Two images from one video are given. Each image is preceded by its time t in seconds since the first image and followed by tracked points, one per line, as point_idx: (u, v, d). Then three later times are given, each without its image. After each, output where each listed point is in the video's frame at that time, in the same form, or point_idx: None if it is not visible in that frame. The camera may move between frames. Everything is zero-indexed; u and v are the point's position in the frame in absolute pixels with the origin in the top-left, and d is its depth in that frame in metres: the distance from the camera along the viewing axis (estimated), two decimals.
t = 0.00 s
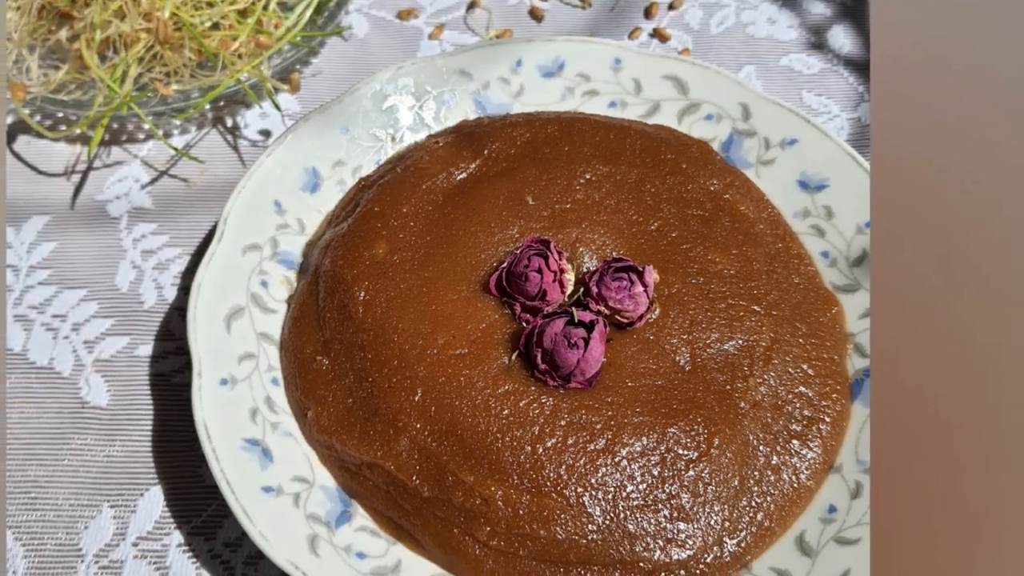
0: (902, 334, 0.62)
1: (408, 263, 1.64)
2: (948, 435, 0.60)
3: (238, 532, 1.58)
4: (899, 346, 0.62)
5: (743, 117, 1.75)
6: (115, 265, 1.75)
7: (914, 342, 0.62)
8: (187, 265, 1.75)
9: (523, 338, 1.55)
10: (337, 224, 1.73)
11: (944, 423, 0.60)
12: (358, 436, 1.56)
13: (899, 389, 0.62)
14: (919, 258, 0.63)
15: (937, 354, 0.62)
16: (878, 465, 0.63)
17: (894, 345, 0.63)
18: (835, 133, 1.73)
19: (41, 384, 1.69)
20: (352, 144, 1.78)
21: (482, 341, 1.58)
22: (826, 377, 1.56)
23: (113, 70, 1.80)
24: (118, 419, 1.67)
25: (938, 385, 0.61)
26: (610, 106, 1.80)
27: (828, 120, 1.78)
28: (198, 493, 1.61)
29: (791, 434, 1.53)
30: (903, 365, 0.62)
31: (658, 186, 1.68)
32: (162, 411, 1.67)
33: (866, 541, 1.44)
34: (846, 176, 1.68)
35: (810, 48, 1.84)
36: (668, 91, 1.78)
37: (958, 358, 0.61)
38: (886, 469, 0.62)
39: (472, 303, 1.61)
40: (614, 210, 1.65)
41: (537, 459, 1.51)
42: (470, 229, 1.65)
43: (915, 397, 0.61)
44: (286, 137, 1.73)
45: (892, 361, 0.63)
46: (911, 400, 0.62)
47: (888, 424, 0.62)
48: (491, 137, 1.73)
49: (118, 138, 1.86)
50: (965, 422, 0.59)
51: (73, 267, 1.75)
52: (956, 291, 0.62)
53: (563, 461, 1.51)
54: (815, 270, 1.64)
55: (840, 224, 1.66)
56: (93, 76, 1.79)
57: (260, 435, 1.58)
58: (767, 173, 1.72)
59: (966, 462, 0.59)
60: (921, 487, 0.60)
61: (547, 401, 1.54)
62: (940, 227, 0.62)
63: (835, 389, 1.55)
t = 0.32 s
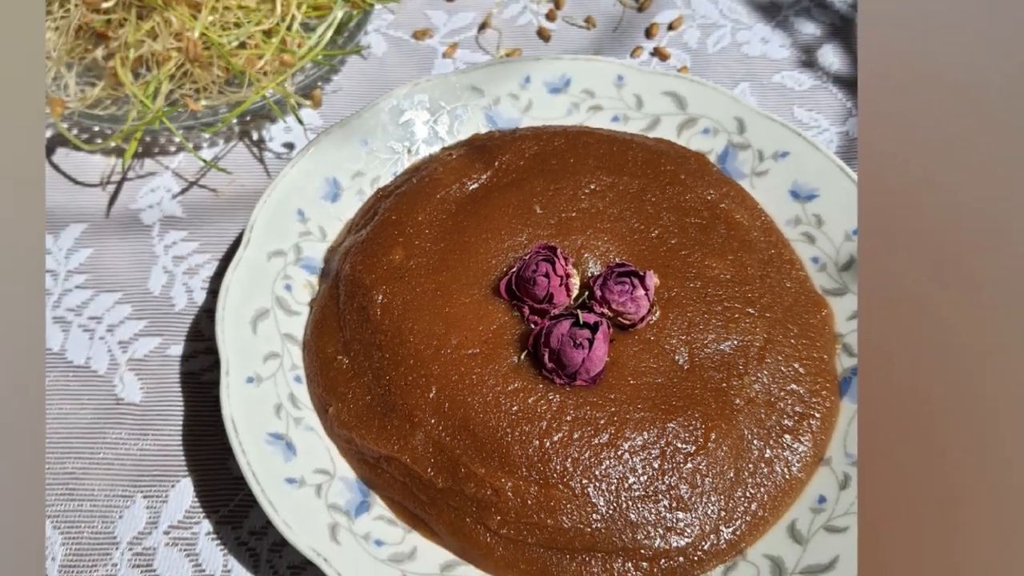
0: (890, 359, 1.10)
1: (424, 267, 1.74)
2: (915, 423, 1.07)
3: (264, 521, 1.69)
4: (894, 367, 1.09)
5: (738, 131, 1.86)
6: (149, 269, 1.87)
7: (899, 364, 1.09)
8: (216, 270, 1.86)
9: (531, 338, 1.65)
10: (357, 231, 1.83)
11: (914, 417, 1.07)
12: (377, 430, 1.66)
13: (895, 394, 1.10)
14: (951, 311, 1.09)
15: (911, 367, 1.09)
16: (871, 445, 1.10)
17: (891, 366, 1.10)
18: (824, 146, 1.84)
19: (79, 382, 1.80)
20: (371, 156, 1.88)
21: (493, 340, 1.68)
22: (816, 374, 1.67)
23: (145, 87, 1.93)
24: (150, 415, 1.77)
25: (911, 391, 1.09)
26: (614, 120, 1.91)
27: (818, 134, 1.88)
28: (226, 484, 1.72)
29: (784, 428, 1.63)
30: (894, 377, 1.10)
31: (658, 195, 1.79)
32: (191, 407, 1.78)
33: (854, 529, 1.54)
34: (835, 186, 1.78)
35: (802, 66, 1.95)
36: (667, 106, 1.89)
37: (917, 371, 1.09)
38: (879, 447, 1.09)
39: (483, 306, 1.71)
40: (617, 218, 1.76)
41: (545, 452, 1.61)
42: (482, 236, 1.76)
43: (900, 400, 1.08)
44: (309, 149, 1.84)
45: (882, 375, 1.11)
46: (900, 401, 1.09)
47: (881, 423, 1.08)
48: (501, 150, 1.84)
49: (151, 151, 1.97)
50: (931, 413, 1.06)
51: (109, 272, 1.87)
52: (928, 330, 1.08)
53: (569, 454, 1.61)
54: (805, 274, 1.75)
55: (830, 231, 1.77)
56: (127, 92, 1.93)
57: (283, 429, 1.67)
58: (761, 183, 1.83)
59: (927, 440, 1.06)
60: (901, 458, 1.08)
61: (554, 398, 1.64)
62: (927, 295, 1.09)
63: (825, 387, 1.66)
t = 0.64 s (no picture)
0: (879, 371, 1.27)
1: (438, 272, 1.84)
2: (906, 437, 1.22)
3: (286, 511, 1.80)
4: (883, 381, 1.26)
5: (734, 143, 1.96)
6: (177, 274, 1.98)
7: (890, 379, 1.26)
8: (240, 275, 1.97)
9: (539, 338, 1.75)
10: (374, 238, 1.94)
11: (905, 432, 1.23)
12: (393, 425, 1.75)
13: (884, 400, 1.25)
14: (942, 321, 1.23)
15: (913, 384, 1.23)
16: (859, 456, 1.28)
17: (880, 380, 1.26)
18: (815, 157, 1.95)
19: (112, 380, 1.91)
20: (387, 166, 1.99)
21: (504, 341, 1.78)
22: (808, 373, 1.77)
23: (174, 102, 2.05)
24: (179, 411, 1.88)
25: (906, 406, 1.23)
26: (616, 133, 2.02)
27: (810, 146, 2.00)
28: (251, 476, 1.83)
29: (777, 423, 1.73)
30: (889, 393, 1.25)
31: (658, 204, 1.90)
32: (218, 403, 1.89)
33: (843, 519, 1.64)
34: (826, 195, 1.89)
35: (794, 82, 2.05)
36: (667, 120, 2.00)
37: (920, 389, 1.23)
38: (870, 455, 1.26)
39: (494, 309, 1.81)
40: (619, 226, 1.87)
41: (552, 446, 1.71)
42: (492, 242, 1.87)
43: (890, 416, 1.24)
44: (329, 160, 1.95)
45: (872, 382, 1.27)
46: (889, 407, 1.24)
47: (872, 430, 1.25)
48: (510, 160, 1.95)
49: (180, 162, 2.09)
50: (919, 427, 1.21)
51: (141, 276, 1.98)
52: (918, 349, 1.23)
53: (574, 448, 1.70)
54: (797, 278, 1.86)
55: (821, 238, 1.88)
56: (157, 107, 2.05)
57: (305, 425, 1.76)
58: (756, 192, 1.94)
59: (916, 452, 1.21)
60: (889, 467, 1.24)
61: (560, 395, 1.73)
62: (918, 316, 1.24)
63: (816, 385, 1.76)
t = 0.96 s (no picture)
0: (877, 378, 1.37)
1: (450, 276, 1.95)
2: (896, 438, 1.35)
3: (307, 502, 1.90)
4: (878, 385, 1.37)
5: (730, 154, 2.07)
6: (203, 277, 2.09)
7: (884, 383, 1.36)
8: (263, 279, 2.08)
9: (545, 339, 1.84)
10: (389, 244, 2.04)
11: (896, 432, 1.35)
12: (408, 421, 1.85)
13: (874, 404, 1.37)
14: (929, 330, 1.34)
15: (905, 388, 1.35)
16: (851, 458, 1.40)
17: (876, 384, 1.37)
18: (807, 167, 2.06)
19: (141, 378, 2.02)
20: (402, 176, 2.10)
21: (512, 341, 1.88)
22: (800, 372, 1.87)
23: (200, 115, 2.17)
24: (205, 407, 1.99)
25: (899, 410, 1.34)
26: (619, 145, 2.13)
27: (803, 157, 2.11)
28: (273, 469, 1.94)
29: (772, 418, 1.83)
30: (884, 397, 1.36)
31: (658, 213, 2.01)
32: (242, 400, 1.99)
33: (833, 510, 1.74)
34: (818, 204, 1.99)
35: (787, 96, 2.15)
36: (667, 132, 2.11)
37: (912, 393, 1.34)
38: (860, 454, 1.39)
39: (503, 312, 1.91)
40: (622, 232, 1.98)
41: (558, 441, 1.80)
42: (502, 247, 1.97)
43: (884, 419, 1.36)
44: (348, 171, 2.05)
45: (863, 385, 1.38)
46: (879, 411, 1.36)
47: (862, 432, 1.38)
48: (519, 170, 2.06)
49: (206, 172, 2.20)
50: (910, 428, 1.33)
51: (169, 280, 2.09)
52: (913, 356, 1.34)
53: (579, 443, 1.80)
54: (790, 282, 1.96)
55: (813, 244, 1.98)
56: (184, 120, 2.17)
57: (324, 421, 1.84)
58: (751, 201, 2.05)
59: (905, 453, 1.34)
60: (882, 470, 1.36)
61: (565, 393, 1.83)
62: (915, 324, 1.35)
63: (807, 383, 1.87)
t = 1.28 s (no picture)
0: (864, 365, 1.62)
1: (461, 279, 2.05)
2: (886, 423, 1.57)
3: (325, 495, 2.00)
4: (877, 378, 1.61)
5: (727, 163, 2.18)
6: (226, 281, 2.19)
7: (881, 374, 1.60)
8: (284, 282, 2.19)
9: (551, 339, 1.95)
10: (403, 249, 2.15)
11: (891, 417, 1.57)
12: (421, 417, 1.94)
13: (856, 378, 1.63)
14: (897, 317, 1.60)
15: (898, 376, 1.59)
16: (843, 437, 1.63)
17: (873, 378, 1.61)
18: (799, 175, 2.18)
19: (167, 377, 2.13)
20: (415, 184, 2.21)
21: (520, 341, 1.98)
22: (793, 371, 1.98)
23: (224, 126, 2.30)
24: (228, 405, 2.09)
25: (891, 394, 1.58)
26: (620, 155, 2.24)
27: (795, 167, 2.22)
28: (293, 463, 2.04)
29: (766, 415, 1.94)
30: (876, 384, 1.61)
31: (658, 220, 2.12)
32: (263, 397, 2.10)
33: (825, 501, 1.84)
34: (809, 211, 2.10)
35: (780, 109, 2.27)
36: (666, 143, 2.22)
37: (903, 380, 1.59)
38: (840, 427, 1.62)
39: (511, 313, 2.01)
40: (624, 237, 2.09)
41: (563, 436, 1.90)
42: (510, 252, 2.07)
43: (878, 405, 1.59)
44: (364, 179, 2.16)
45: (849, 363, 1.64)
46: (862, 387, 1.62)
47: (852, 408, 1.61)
48: (526, 179, 2.18)
49: (229, 180, 2.32)
50: (899, 411, 1.57)
51: (194, 283, 2.20)
52: (907, 348, 1.58)
53: (583, 438, 1.90)
54: (784, 285, 2.08)
55: (804, 249, 2.09)
56: (209, 132, 2.29)
57: (341, 417, 1.93)
58: (746, 209, 2.16)
59: (894, 434, 1.57)
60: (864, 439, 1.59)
61: (570, 391, 1.93)
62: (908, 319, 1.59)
63: (800, 381, 1.97)
